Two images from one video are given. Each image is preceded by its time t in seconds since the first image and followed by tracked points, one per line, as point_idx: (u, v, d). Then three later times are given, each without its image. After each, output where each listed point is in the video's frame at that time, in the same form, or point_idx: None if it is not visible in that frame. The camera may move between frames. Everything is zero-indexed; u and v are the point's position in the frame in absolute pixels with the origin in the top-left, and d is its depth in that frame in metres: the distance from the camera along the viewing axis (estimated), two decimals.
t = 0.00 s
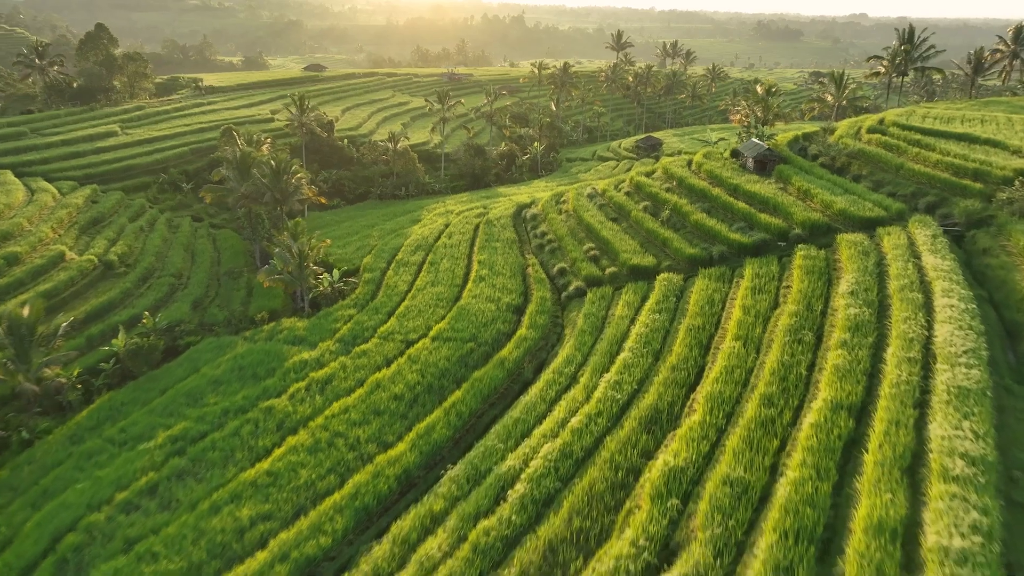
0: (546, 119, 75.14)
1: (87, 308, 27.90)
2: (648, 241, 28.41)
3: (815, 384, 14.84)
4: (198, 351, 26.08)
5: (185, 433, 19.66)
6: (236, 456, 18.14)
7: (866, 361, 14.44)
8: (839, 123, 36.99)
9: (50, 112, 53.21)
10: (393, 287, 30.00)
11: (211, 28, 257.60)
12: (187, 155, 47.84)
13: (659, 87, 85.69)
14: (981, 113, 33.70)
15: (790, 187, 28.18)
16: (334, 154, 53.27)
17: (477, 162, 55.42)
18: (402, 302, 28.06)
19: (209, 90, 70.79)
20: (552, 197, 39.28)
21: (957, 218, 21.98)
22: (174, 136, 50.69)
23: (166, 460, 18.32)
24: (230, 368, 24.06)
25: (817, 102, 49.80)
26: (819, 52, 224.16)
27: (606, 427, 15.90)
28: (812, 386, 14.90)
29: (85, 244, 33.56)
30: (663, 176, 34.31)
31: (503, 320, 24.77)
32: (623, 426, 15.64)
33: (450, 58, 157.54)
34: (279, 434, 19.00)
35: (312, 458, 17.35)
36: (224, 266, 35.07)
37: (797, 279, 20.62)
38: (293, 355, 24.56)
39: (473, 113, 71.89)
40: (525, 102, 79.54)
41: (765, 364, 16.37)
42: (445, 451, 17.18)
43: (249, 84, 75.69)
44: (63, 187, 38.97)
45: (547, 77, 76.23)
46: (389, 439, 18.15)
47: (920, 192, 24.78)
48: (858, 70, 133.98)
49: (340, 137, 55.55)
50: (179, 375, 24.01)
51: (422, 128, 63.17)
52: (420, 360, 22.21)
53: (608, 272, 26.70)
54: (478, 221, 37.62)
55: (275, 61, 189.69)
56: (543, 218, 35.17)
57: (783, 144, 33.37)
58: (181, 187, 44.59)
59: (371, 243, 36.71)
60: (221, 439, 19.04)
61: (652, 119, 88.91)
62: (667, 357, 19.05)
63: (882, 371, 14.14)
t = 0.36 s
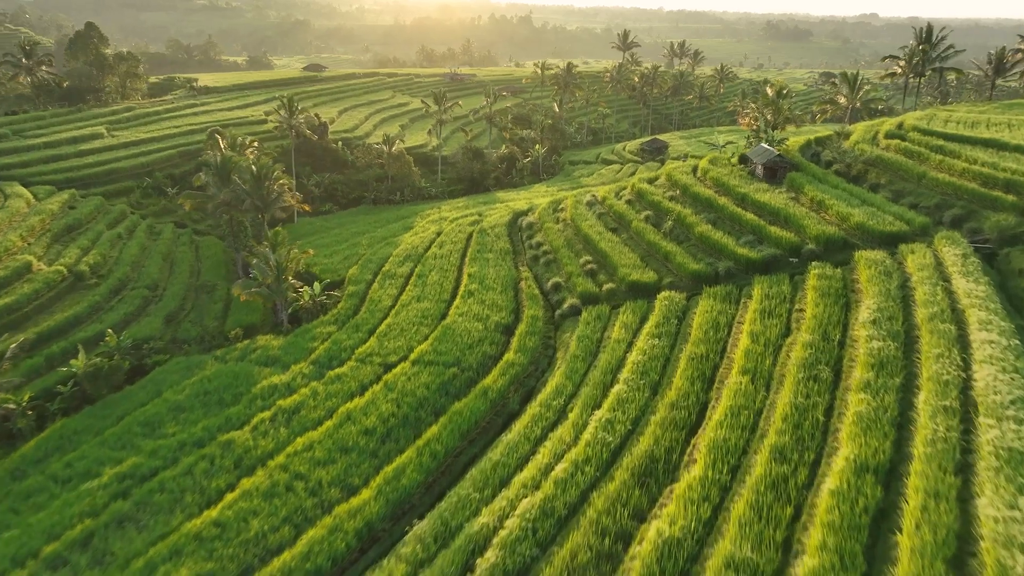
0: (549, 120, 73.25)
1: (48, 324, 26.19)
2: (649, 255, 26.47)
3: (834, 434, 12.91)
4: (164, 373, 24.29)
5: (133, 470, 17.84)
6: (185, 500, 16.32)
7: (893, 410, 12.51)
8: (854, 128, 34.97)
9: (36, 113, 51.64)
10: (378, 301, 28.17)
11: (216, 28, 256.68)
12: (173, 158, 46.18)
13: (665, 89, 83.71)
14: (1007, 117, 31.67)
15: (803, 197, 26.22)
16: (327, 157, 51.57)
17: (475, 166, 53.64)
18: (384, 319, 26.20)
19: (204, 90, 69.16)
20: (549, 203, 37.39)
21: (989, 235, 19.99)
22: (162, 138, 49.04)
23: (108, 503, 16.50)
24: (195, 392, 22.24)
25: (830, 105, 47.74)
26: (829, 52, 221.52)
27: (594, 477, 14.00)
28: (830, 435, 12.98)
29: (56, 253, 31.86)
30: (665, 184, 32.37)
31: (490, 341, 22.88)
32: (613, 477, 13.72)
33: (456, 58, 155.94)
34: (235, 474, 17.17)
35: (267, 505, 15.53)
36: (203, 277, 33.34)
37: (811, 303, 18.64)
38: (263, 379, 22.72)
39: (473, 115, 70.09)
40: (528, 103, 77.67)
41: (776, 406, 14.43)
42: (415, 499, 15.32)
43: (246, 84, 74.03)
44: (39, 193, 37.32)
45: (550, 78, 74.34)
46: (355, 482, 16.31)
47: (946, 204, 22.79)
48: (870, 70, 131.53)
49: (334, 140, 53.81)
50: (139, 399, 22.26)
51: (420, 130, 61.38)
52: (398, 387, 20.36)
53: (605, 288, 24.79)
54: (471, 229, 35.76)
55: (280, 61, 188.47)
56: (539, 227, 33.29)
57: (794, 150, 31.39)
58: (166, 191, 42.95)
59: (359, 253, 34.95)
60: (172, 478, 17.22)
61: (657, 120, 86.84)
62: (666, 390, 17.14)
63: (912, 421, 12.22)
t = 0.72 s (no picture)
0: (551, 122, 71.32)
1: (4, 343, 24.49)
2: (650, 270, 24.54)
3: (859, 502, 10.98)
4: (123, 397, 22.54)
5: (68, 515, 16.02)
6: (119, 555, 14.50)
7: (930, 476, 10.56)
8: (870, 132, 32.92)
9: (20, 115, 50.11)
10: (358, 318, 26.32)
11: (222, 28, 255.80)
12: (158, 161, 44.54)
13: (672, 89, 81.67)
14: None
15: (817, 209, 24.23)
16: (319, 160, 49.83)
17: (473, 170, 51.79)
18: (363, 339, 24.33)
19: (197, 90, 67.51)
20: (546, 211, 35.47)
21: None
22: (148, 140, 47.40)
23: (34, 557, 14.70)
24: (152, 421, 20.45)
25: (843, 107, 45.67)
26: (839, 53, 218.77)
27: (577, 543, 12.09)
28: (854, 502, 11.03)
29: (23, 263, 30.18)
30: (668, 191, 30.42)
31: (474, 366, 21.01)
32: (599, 545, 11.82)
33: (460, 58, 154.20)
34: (179, 523, 15.34)
35: (208, 565, 13.69)
36: (179, 288, 31.62)
37: (828, 331, 16.68)
38: (227, 407, 20.90)
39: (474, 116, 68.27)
40: (531, 104, 75.77)
41: (790, 460, 12.48)
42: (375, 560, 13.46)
43: (241, 84, 72.37)
44: (13, 199, 35.70)
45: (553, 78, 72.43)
46: (311, 536, 14.46)
47: (975, 219, 20.79)
48: (883, 71, 128.89)
49: (327, 142, 52.04)
50: (91, 427, 20.49)
51: (418, 132, 59.60)
52: (370, 420, 18.51)
53: (601, 307, 22.88)
54: (463, 238, 33.89)
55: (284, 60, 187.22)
56: (534, 237, 31.38)
57: (807, 156, 29.38)
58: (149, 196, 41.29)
59: (345, 265, 33.18)
60: (109, 526, 15.39)
61: (664, 122, 84.75)
62: (663, 432, 15.21)
63: (954, 491, 10.28)
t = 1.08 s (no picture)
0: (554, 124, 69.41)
1: None
2: (650, 288, 22.60)
3: None
4: (75, 424, 20.76)
5: None
6: None
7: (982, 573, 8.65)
8: (888, 137, 30.89)
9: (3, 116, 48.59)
10: (336, 337, 24.50)
11: (228, 27, 255.43)
12: (142, 165, 42.87)
13: (678, 90, 79.62)
14: None
15: (832, 222, 22.25)
16: (310, 164, 48.09)
17: (471, 174, 49.95)
18: (339, 361, 22.51)
19: (190, 90, 65.85)
20: (543, 219, 33.55)
21: None
22: (132, 143, 45.76)
23: None
24: (99, 454, 18.65)
25: (857, 109, 43.58)
26: (850, 53, 215.99)
27: None
28: None
29: None
30: (671, 200, 28.46)
31: (454, 396, 19.14)
32: None
33: (465, 58, 152.40)
34: None
35: None
36: (152, 300, 29.89)
37: (848, 368, 14.73)
38: (183, 439, 19.09)
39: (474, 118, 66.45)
40: (533, 105, 73.86)
41: (807, 534, 10.57)
42: None
43: (236, 85, 70.72)
44: None
45: (556, 78, 70.51)
46: None
47: (1009, 236, 18.80)
48: (898, 70, 126.03)
49: (319, 145, 50.27)
50: (35, 462, 18.72)
51: (415, 134, 57.81)
52: (334, 459, 16.67)
53: (595, 330, 20.96)
54: (454, 248, 32.04)
55: (288, 60, 185.74)
56: (528, 249, 29.50)
57: (820, 164, 27.39)
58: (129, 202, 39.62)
59: (328, 277, 31.37)
60: None
61: (669, 123, 82.66)
62: (659, 485, 13.31)
63: None
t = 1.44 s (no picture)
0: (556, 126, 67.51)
1: None
2: (649, 310, 20.66)
3: None
4: (15, 457, 18.97)
5: None
6: None
7: None
8: (906, 144, 28.86)
9: None
10: (309, 360, 22.64)
11: (234, 27, 254.62)
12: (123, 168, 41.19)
13: (685, 91, 77.58)
14: None
15: (848, 238, 20.25)
16: (300, 167, 46.33)
17: (467, 178, 48.12)
18: (309, 388, 20.67)
19: (182, 90, 64.23)
20: (538, 229, 31.62)
21: None
22: (116, 145, 44.10)
23: None
24: (34, 495, 16.84)
25: (872, 112, 41.49)
26: (860, 53, 213.24)
27: None
28: None
29: None
30: (673, 210, 26.50)
31: (428, 433, 17.26)
32: None
33: (470, 58, 150.66)
34: None
35: None
36: (121, 314, 28.14)
37: (873, 416, 12.79)
38: (128, 478, 17.26)
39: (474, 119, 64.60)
40: (535, 107, 71.98)
41: None
42: None
43: (230, 85, 69.09)
44: None
45: (559, 79, 68.60)
46: None
47: None
48: (910, 71, 123.65)
49: (310, 148, 48.52)
50: None
51: (411, 137, 56.00)
52: (288, 510, 14.83)
53: (587, 357, 19.05)
54: (443, 259, 30.15)
55: (292, 60, 184.49)
56: (520, 262, 27.60)
57: (834, 173, 25.40)
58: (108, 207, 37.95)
59: (308, 291, 29.56)
60: None
61: (675, 125, 80.60)
62: (652, 557, 11.41)
63: None
